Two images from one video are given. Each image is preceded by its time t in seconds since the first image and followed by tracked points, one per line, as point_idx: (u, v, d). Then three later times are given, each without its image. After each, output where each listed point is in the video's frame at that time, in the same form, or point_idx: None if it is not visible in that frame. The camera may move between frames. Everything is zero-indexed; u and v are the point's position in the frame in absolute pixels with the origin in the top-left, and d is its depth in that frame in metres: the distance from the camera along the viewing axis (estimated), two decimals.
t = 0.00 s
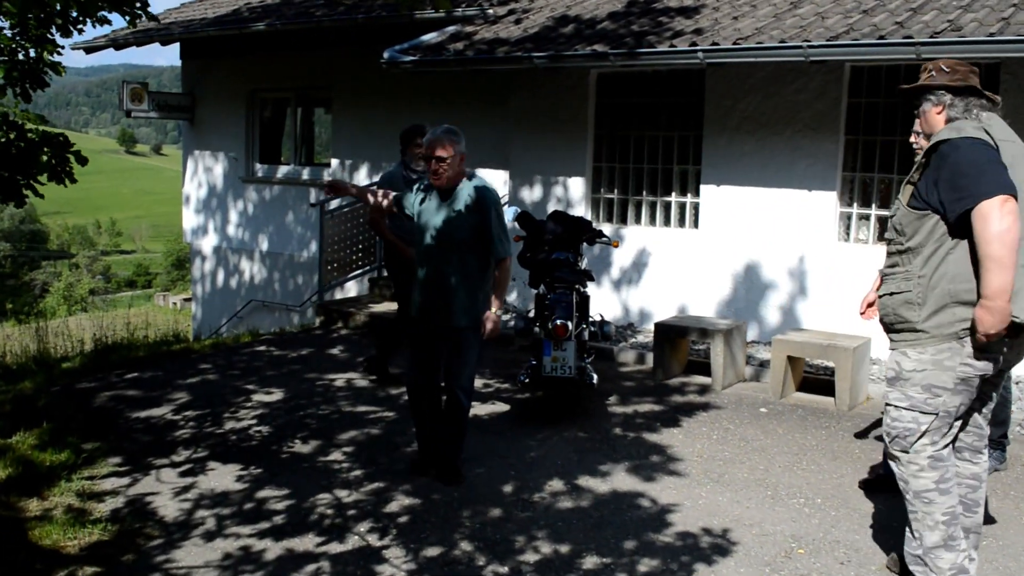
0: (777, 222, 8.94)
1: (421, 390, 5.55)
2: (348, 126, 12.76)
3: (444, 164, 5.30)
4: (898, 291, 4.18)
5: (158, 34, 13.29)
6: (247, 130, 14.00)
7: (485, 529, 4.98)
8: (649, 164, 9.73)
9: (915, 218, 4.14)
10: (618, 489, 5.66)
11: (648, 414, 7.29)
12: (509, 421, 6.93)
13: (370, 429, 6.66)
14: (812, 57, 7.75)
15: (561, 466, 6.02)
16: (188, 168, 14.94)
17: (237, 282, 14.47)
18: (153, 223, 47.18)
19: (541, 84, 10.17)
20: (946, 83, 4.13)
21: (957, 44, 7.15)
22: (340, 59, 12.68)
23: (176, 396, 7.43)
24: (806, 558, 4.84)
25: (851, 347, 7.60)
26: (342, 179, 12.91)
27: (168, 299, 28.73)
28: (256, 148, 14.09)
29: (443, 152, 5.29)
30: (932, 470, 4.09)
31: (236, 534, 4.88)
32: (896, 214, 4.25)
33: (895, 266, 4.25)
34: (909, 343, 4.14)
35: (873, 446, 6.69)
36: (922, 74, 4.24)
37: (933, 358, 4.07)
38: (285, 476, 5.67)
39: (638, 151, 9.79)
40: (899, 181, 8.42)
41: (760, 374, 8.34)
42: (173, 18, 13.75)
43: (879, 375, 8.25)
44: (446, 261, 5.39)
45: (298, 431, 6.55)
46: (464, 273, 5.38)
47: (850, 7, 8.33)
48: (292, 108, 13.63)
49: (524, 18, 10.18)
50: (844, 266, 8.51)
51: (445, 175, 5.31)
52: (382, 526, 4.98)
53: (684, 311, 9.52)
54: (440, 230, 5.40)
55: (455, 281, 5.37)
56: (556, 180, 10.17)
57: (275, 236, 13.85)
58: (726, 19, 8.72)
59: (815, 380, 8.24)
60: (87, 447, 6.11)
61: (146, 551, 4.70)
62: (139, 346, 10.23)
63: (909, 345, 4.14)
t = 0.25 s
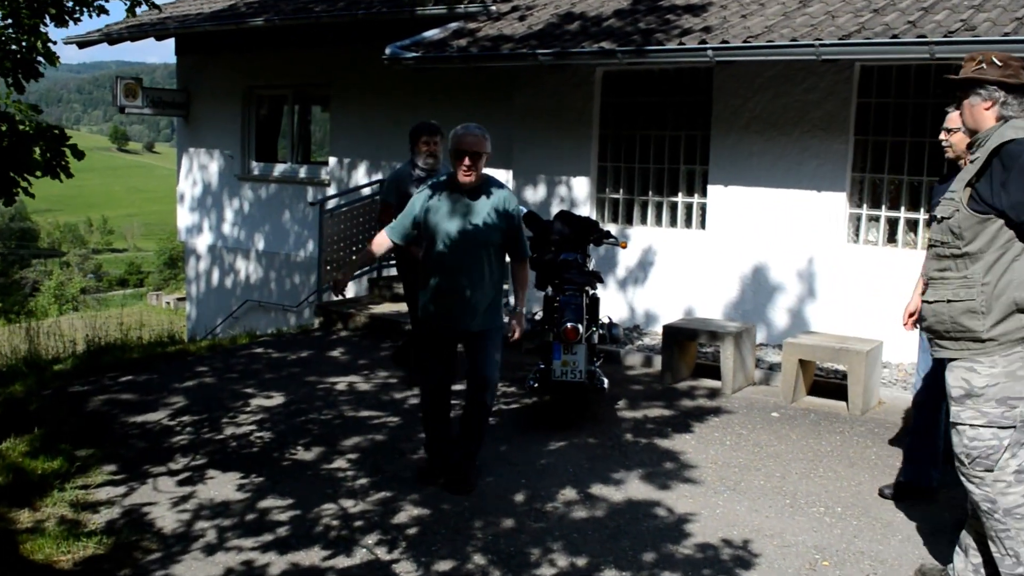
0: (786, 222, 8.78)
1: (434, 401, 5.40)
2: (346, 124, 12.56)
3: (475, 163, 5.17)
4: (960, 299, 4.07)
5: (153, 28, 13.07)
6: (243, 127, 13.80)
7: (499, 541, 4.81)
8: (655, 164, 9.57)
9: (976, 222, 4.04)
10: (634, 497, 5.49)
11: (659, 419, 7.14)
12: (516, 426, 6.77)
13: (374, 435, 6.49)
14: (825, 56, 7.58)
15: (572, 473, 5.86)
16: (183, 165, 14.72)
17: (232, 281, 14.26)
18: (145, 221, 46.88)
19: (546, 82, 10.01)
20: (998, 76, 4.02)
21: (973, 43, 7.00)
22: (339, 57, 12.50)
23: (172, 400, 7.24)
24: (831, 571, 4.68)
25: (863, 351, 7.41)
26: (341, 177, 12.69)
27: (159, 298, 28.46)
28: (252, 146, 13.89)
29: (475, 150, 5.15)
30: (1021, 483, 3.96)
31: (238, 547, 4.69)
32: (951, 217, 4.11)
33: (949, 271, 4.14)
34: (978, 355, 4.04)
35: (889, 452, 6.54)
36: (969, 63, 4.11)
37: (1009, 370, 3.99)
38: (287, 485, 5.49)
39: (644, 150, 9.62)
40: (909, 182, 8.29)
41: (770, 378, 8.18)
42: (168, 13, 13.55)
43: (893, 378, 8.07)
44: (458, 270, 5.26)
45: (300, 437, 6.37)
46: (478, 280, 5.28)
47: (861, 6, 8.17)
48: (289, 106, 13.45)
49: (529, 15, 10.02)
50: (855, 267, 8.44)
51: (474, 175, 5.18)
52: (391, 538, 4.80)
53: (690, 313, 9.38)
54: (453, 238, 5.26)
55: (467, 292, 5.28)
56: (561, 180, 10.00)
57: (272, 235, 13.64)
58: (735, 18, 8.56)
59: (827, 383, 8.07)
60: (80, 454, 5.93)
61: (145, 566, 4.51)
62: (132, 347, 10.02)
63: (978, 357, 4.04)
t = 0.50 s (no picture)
0: (790, 223, 8.59)
1: (450, 410, 5.30)
2: (340, 124, 12.36)
3: (508, 160, 5.15)
4: None
5: (142, 26, 12.82)
6: (237, 127, 13.57)
7: (513, 558, 4.62)
8: (659, 162, 9.41)
9: None
10: (651, 507, 5.31)
11: (670, 425, 6.98)
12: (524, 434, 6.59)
13: (379, 445, 6.29)
14: (833, 53, 7.29)
15: (585, 483, 5.67)
16: (174, 165, 14.48)
17: (224, 283, 14.00)
18: (135, 221, 46.53)
19: (546, 81, 9.88)
20: None
21: (982, 40, 6.66)
22: (335, 57, 12.28)
23: (165, 411, 7.06)
24: None
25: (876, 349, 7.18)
26: (336, 176, 12.47)
27: (151, 299, 28.18)
28: (246, 146, 13.66)
29: (508, 147, 5.13)
30: None
31: (238, 571, 4.52)
32: (1012, 233, 3.99)
33: (1008, 287, 4.03)
34: None
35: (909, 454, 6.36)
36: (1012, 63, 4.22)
37: None
38: (288, 502, 5.32)
39: (647, 148, 9.48)
40: (916, 179, 8.07)
41: (780, 378, 7.97)
42: (158, 12, 13.30)
43: (907, 378, 7.80)
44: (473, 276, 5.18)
45: (300, 449, 6.20)
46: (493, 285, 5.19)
47: (866, 4, 7.92)
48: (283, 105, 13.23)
49: (529, 13, 9.83)
50: (865, 265, 8.21)
51: (509, 174, 5.18)
52: (400, 557, 4.63)
53: (696, 314, 9.19)
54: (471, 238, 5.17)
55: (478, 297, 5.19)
56: (563, 179, 9.90)
57: (266, 235, 13.36)
58: (740, 15, 8.36)
59: (840, 384, 7.83)
60: (69, 472, 5.75)
61: None
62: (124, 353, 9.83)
63: None
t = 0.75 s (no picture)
0: (785, 223, 8.46)
1: (445, 414, 5.05)
2: (322, 127, 12.15)
3: (514, 160, 5.00)
4: None
5: (120, 27, 12.54)
6: (217, 130, 13.34)
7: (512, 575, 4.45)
8: (650, 164, 9.27)
9: None
10: (651, 519, 5.15)
11: (665, 433, 6.83)
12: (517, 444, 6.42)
13: (368, 456, 6.11)
14: (828, 53, 7.14)
15: (583, 495, 5.51)
16: (152, 168, 14.22)
17: (206, 287, 13.76)
18: (114, 224, 46.03)
19: (534, 82, 9.72)
20: None
21: (981, 39, 6.51)
22: (318, 59, 12.07)
23: (147, 421, 6.85)
24: None
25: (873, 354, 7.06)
26: (319, 179, 12.25)
27: (131, 304, 27.81)
28: (226, 149, 13.43)
29: (515, 146, 4.98)
30: None
31: None
32: None
33: None
34: None
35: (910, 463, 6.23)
36: None
37: None
38: (276, 516, 5.14)
39: (637, 150, 9.33)
40: (911, 181, 7.95)
41: (775, 385, 7.86)
42: (136, 13, 13.04)
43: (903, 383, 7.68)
44: (474, 281, 4.99)
45: (287, 460, 6.00)
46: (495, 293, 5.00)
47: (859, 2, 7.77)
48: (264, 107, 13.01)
49: (515, 13, 9.67)
50: (860, 268, 8.11)
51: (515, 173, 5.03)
52: None
53: (688, 318, 9.06)
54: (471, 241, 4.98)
55: (473, 302, 5.00)
56: (552, 181, 9.72)
57: (247, 239, 13.15)
58: (731, 15, 8.21)
59: (836, 389, 7.70)
60: (47, 486, 5.54)
61: None
62: (103, 361, 9.59)
63: None
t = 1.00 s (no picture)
0: (774, 223, 8.28)
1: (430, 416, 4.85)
2: (299, 127, 11.90)
3: (494, 156, 4.86)
4: None
5: (92, 27, 12.25)
6: (192, 131, 13.06)
7: None
8: (634, 164, 9.07)
9: None
10: (646, 531, 4.97)
11: (655, 438, 6.64)
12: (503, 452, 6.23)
13: (350, 465, 5.89)
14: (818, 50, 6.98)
15: (573, 505, 5.32)
16: (126, 171, 13.91)
17: (181, 291, 13.46)
18: (88, 228, 45.44)
19: (516, 82, 9.55)
20: None
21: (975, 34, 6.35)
22: (294, 59, 11.82)
23: (120, 430, 6.60)
24: None
25: (866, 357, 6.93)
26: (295, 181, 12.01)
27: (105, 309, 27.37)
28: (201, 150, 13.16)
29: (495, 142, 4.84)
30: None
31: None
32: None
33: None
34: None
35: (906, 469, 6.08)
36: None
37: None
38: (256, 530, 4.91)
39: (621, 150, 9.13)
40: (901, 180, 7.81)
41: (765, 389, 7.72)
42: (108, 12, 12.76)
43: (896, 386, 7.54)
44: (463, 277, 4.75)
45: (266, 471, 5.78)
46: (485, 290, 4.80)
47: None
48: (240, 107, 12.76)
49: (496, 10, 9.49)
50: (851, 268, 7.93)
51: (496, 171, 4.88)
52: None
53: (675, 320, 8.89)
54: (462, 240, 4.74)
55: (462, 300, 4.77)
56: (534, 182, 9.53)
57: (223, 242, 12.88)
58: (717, 12, 8.04)
59: (826, 393, 7.56)
60: (15, 499, 5.29)
61: None
62: (75, 367, 9.31)
63: None
